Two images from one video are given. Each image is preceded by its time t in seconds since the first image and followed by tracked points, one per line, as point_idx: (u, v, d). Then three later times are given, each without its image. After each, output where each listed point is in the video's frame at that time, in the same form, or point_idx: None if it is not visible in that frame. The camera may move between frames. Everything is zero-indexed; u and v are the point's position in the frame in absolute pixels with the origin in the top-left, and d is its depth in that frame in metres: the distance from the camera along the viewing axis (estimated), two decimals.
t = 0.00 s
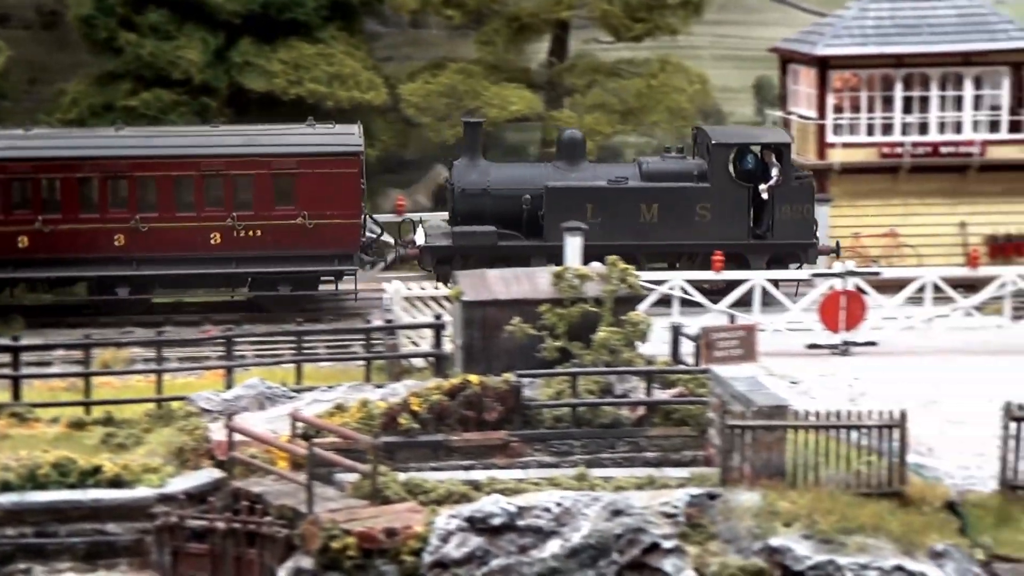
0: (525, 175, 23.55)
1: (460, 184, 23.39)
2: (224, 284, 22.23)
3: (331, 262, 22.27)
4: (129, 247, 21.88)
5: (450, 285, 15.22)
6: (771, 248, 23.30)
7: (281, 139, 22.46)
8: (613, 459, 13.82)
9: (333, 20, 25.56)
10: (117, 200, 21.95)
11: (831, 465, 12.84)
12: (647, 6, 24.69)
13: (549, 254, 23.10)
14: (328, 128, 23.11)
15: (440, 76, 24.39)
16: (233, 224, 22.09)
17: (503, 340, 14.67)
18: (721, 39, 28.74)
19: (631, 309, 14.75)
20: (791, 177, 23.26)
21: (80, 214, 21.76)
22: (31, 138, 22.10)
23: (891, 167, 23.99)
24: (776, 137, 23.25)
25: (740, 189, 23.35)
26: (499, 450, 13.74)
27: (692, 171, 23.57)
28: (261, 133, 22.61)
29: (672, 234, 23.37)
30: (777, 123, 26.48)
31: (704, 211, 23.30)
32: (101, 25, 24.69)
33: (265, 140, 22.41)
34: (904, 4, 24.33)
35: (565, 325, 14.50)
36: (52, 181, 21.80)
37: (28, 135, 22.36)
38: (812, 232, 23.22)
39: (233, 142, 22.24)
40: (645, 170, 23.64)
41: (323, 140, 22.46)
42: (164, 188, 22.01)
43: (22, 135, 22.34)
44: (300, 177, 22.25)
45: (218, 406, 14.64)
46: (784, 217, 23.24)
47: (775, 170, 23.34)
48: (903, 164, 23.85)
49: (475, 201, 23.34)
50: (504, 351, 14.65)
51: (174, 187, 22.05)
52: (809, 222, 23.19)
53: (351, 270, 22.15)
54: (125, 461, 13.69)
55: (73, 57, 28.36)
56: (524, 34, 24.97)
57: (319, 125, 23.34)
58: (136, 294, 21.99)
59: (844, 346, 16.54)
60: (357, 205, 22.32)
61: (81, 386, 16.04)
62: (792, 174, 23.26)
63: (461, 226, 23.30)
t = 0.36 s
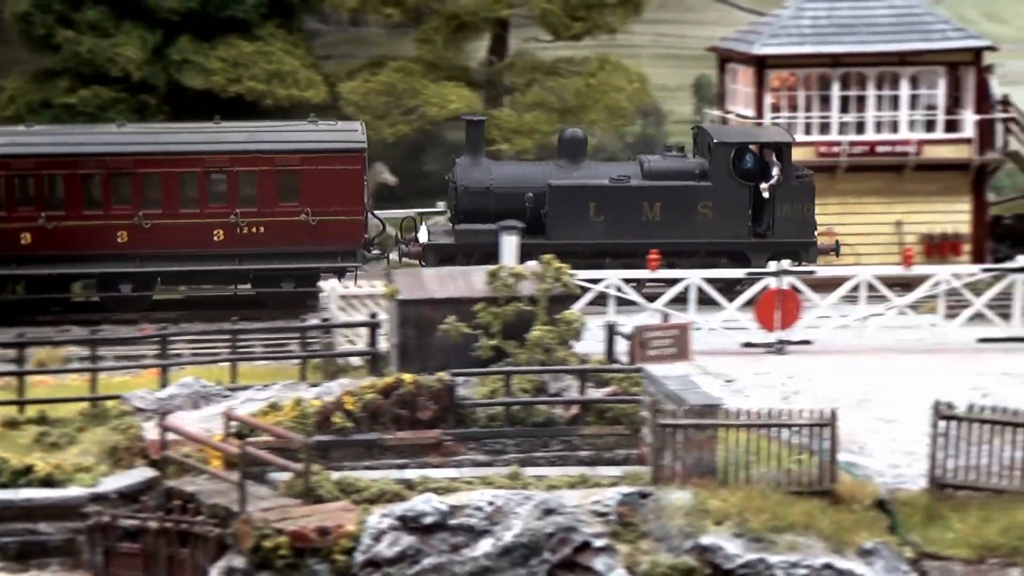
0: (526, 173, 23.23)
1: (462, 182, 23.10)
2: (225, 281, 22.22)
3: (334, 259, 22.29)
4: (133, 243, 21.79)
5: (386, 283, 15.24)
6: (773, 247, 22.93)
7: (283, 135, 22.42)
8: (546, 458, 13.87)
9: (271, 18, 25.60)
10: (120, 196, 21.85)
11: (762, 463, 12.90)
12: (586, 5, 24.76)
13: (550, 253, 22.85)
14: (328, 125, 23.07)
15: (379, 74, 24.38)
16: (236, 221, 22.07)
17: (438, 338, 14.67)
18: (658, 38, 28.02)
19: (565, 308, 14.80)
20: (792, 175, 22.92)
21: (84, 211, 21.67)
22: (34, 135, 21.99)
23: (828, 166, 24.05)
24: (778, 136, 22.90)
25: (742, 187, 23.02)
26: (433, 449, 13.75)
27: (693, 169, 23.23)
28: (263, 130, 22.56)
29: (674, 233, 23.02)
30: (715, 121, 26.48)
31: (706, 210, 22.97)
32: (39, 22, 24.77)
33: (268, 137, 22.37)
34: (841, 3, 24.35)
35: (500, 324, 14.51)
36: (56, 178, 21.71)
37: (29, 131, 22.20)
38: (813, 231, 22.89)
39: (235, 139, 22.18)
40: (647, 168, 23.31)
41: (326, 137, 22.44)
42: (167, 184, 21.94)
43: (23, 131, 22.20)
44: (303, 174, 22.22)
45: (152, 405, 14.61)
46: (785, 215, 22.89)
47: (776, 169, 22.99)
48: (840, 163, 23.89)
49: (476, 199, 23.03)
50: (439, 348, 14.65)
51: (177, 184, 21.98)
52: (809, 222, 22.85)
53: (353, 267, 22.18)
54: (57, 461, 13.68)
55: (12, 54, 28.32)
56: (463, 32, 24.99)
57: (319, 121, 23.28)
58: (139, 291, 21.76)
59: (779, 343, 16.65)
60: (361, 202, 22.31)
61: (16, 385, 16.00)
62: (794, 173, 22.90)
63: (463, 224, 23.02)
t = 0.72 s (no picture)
0: (524, 176, 23.27)
1: (461, 185, 23.09)
2: (223, 283, 22.84)
3: (332, 260, 22.96)
4: (131, 246, 22.39)
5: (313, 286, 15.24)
6: (767, 249, 23.00)
7: (282, 137, 23.01)
8: (473, 462, 13.85)
9: (204, 20, 25.68)
10: (120, 199, 22.45)
11: (686, 467, 12.94)
12: (520, 9, 25.01)
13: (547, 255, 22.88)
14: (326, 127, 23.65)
15: (314, 77, 24.48)
16: (236, 223, 22.70)
17: (366, 342, 14.63)
18: (592, 41, 27.97)
19: (493, 311, 14.89)
20: (787, 178, 22.99)
21: (83, 213, 22.26)
22: (31, 137, 22.53)
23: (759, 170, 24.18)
24: (770, 140, 22.90)
25: (737, 191, 23.06)
26: (359, 453, 13.75)
27: (690, 172, 23.23)
28: (260, 131, 23.15)
29: (671, 235, 23.06)
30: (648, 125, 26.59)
31: (702, 212, 23.01)
32: None
33: (266, 138, 22.95)
34: (772, 5, 24.40)
35: (428, 328, 14.54)
36: (56, 180, 22.28)
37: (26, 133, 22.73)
38: (806, 233, 22.99)
39: (235, 141, 22.78)
40: (646, 171, 23.34)
41: (324, 139, 23.03)
42: (167, 186, 22.53)
43: (21, 133, 22.72)
44: (302, 176, 22.86)
45: (79, 409, 14.52)
46: (779, 217, 22.97)
47: (769, 172, 23.06)
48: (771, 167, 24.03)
49: (474, 202, 23.04)
50: (366, 353, 14.60)
51: (177, 185, 22.57)
52: (804, 224, 22.94)
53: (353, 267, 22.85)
54: None
55: None
56: (397, 35, 25.14)
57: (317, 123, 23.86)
58: (138, 293, 22.29)
59: (708, 347, 17.20)
60: (360, 204, 22.96)
61: None
62: (788, 176, 22.97)
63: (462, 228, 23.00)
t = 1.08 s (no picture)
0: (529, 176, 22.85)
1: (466, 186, 22.73)
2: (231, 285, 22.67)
3: (340, 262, 22.89)
4: (140, 247, 22.17)
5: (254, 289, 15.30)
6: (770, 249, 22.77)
7: (288, 136, 22.82)
8: (412, 462, 13.85)
9: (146, 22, 25.64)
10: (128, 200, 22.27)
11: (623, 467, 13.00)
12: (463, 9, 25.01)
13: (552, 256, 22.53)
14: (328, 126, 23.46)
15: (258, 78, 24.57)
16: (244, 224, 22.55)
17: (306, 344, 14.66)
18: (538, 41, 27.81)
19: (433, 312, 14.86)
20: (791, 178, 22.71)
21: (91, 215, 22.00)
22: (37, 136, 22.17)
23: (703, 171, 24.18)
24: (774, 140, 22.61)
25: (741, 190, 22.73)
26: (299, 454, 13.73)
27: (694, 172, 22.86)
28: (267, 130, 22.91)
29: (675, 236, 22.73)
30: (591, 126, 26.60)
31: (706, 213, 22.67)
32: None
33: (273, 138, 22.73)
34: (714, 5, 24.51)
35: (368, 329, 14.50)
36: (65, 181, 21.97)
37: (29, 136, 22.41)
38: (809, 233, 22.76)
39: (242, 141, 22.56)
40: (649, 171, 22.93)
41: (331, 139, 22.85)
42: (175, 187, 22.35)
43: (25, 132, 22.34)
44: (311, 177, 22.70)
45: (19, 411, 14.50)
46: (782, 217, 22.72)
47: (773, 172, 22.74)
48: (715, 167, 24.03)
49: (480, 203, 22.63)
50: (307, 354, 14.63)
51: (184, 186, 22.39)
52: (807, 224, 22.69)
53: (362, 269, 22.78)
54: None
55: None
56: (341, 36, 25.21)
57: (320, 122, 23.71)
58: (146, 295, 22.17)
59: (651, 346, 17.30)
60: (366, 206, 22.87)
61: None
62: (792, 175, 22.70)
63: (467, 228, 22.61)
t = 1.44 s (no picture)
0: (543, 176, 22.27)
1: (480, 185, 22.16)
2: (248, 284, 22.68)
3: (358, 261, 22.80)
4: (158, 246, 22.24)
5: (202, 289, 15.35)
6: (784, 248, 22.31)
7: (307, 137, 22.77)
8: (361, 461, 13.87)
9: (96, 22, 25.65)
10: (147, 199, 22.29)
11: (570, 465, 13.04)
12: (413, 10, 25.04)
13: (569, 256, 21.95)
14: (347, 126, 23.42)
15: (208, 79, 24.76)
16: (261, 224, 22.53)
17: (254, 344, 14.68)
18: (487, 41, 27.85)
19: (381, 312, 14.89)
20: (803, 176, 22.28)
21: (110, 214, 22.07)
22: (56, 138, 22.29)
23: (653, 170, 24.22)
24: (787, 139, 22.24)
25: (756, 189, 22.23)
26: (247, 454, 13.76)
27: (708, 171, 22.35)
28: (285, 132, 22.91)
29: (688, 235, 22.22)
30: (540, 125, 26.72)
31: (720, 211, 22.17)
32: None
33: (291, 139, 22.71)
34: (663, 5, 24.61)
35: (316, 329, 14.52)
36: (84, 180, 22.03)
37: (51, 134, 22.52)
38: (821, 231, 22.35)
39: (260, 141, 22.55)
40: (663, 170, 22.40)
41: (350, 139, 22.77)
42: (192, 186, 22.36)
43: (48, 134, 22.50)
44: (328, 176, 22.61)
45: None
46: (796, 216, 22.28)
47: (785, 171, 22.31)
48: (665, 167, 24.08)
49: (494, 203, 22.07)
50: (255, 354, 14.64)
51: (202, 185, 22.40)
52: (817, 220, 22.30)
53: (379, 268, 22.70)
54: None
55: None
56: (290, 36, 25.27)
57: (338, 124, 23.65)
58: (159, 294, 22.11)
59: (599, 345, 17.42)
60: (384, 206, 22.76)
61: None
62: (804, 174, 22.27)
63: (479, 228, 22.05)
